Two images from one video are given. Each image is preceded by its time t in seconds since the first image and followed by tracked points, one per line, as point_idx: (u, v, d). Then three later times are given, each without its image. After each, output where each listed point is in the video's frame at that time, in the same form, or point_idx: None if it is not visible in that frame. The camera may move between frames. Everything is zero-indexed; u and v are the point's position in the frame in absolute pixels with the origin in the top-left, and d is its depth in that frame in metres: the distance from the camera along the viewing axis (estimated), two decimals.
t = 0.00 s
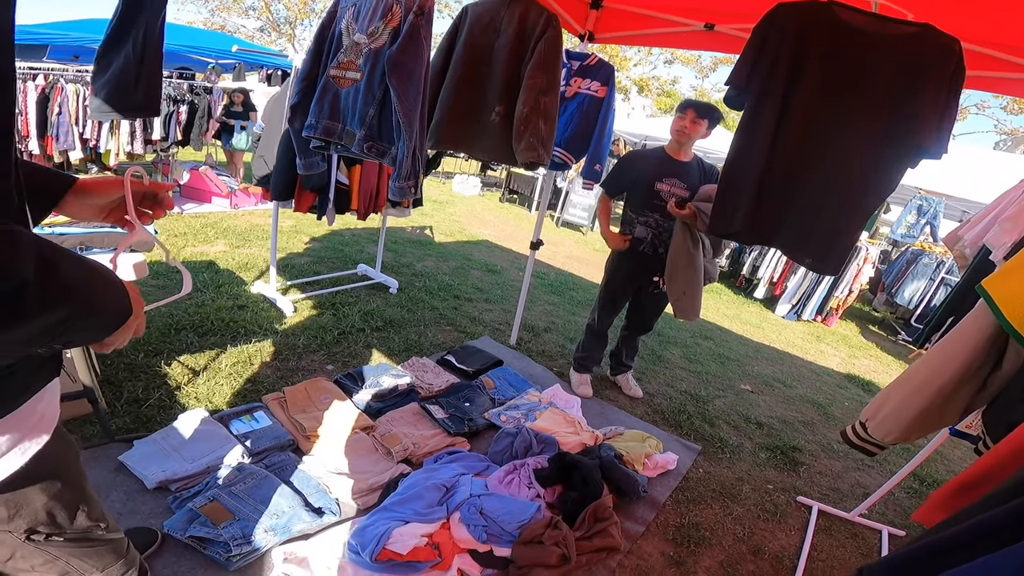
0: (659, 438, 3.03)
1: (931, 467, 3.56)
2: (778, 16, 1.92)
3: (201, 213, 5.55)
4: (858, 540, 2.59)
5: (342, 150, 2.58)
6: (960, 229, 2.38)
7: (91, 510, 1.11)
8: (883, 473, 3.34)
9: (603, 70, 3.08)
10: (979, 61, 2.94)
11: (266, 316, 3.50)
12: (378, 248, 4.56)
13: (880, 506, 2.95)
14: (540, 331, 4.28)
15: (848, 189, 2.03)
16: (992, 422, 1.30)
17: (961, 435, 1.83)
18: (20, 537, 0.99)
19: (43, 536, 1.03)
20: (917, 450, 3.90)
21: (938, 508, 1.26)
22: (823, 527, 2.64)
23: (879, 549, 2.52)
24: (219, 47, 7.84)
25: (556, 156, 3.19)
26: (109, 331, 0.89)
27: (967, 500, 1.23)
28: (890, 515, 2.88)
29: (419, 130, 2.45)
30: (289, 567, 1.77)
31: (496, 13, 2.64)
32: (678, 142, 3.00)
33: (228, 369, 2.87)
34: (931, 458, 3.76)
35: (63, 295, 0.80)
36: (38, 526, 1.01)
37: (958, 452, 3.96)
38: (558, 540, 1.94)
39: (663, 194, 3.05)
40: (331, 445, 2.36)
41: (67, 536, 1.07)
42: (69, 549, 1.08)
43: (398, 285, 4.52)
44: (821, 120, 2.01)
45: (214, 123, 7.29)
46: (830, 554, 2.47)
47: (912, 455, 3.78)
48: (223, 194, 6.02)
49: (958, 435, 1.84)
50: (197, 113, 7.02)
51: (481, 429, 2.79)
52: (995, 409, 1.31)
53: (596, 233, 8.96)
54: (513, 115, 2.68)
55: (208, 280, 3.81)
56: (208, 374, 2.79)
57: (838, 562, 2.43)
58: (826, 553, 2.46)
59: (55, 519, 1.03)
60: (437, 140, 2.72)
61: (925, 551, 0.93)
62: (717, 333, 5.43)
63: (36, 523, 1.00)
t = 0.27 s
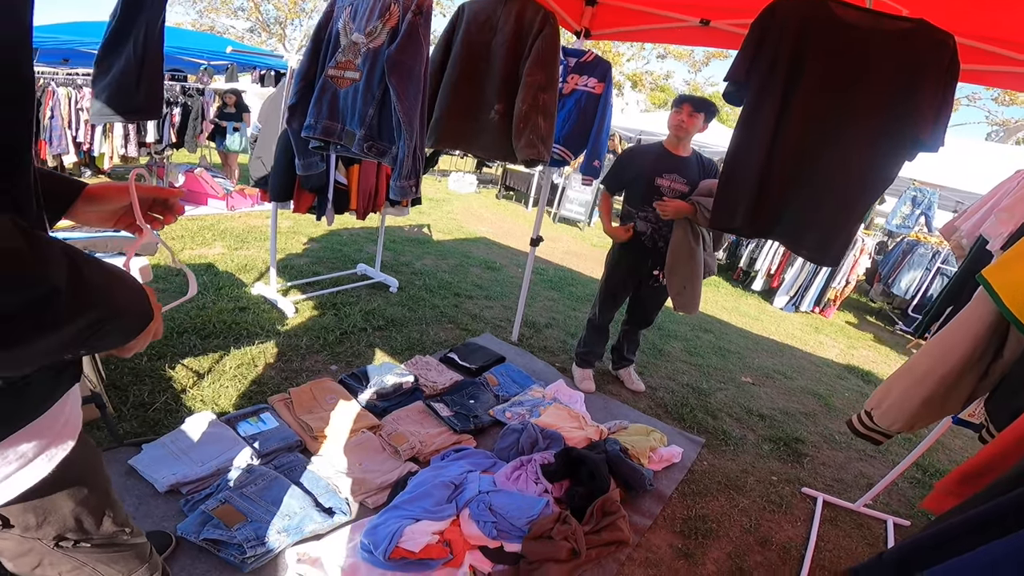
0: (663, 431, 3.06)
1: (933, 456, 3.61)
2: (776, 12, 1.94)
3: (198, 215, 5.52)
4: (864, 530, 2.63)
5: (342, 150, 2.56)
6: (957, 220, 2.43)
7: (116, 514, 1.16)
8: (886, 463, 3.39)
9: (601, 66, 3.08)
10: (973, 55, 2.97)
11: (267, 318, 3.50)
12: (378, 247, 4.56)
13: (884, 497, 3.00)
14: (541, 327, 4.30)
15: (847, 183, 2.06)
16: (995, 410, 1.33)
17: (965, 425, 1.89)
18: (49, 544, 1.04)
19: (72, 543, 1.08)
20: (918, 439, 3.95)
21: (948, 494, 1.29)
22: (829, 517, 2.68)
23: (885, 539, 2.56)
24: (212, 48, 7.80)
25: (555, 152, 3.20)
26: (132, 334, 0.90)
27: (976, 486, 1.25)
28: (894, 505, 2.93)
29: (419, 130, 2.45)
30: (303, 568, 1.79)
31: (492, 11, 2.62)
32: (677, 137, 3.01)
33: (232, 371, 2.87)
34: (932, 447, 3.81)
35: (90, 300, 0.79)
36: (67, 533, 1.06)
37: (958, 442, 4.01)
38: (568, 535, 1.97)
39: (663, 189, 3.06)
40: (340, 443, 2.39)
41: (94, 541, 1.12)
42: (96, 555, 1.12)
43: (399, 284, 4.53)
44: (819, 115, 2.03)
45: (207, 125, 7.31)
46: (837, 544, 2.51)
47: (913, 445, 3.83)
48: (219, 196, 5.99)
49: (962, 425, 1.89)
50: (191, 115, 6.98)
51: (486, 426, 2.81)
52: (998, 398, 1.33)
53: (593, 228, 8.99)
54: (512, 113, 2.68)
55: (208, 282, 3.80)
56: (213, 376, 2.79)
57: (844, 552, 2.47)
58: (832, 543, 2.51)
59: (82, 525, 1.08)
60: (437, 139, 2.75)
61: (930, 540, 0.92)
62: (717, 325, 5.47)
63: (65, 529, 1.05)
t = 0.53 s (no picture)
0: (666, 423, 3.10)
1: (932, 446, 3.68)
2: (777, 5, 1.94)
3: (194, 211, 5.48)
4: (866, 519, 2.69)
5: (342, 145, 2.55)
6: (954, 210, 2.46)
7: (140, 515, 1.17)
8: (885, 453, 3.46)
9: (599, 59, 3.07)
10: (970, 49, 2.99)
11: (268, 314, 3.49)
12: (378, 242, 4.54)
13: (885, 486, 3.05)
14: (542, 320, 4.32)
15: (847, 176, 2.08)
16: (998, 398, 1.36)
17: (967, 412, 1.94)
18: (76, 545, 1.06)
19: (98, 544, 1.09)
20: (917, 428, 4.02)
21: (959, 478, 1.32)
22: (831, 506, 2.74)
23: (887, 529, 2.62)
24: (205, 43, 7.72)
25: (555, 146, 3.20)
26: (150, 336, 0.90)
27: (986, 471, 1.28)
28: (895, 495, 2.99)
29: (421, 125, 2.43)
30: (315, 564, 1.82)
31: (491, 5, 2.60)
32: (675, 129, 3.01)
33: (235, 368, 2.87)
34: (931, 436, 3.88)
35: (118, 301, 0.78)
36: (93, 533, 1.07)
37: (956, 431, 4.08)
38: (575, 526, 2.00)
39: (662, 181, 3.07)
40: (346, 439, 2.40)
41: (120, 541, 1.13)
42: (120, 556, 1.14)
43: (399, 279, 4.52)
44: (819, 108, 2.04)
45: (201, 122, 7.37)
46: (840, 534, 2.56)
47: (912, 435, 3.90)
48: (215, 192, 5.94)
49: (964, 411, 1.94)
50: (186, 112, 7.08)
51: (490, 419, 2.84)
52: (1000, 384, 1.36)
53: (590, 221, 8.99)
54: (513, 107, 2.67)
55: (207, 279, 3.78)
56: (216, 374, 2.79)
57: (847, 541, 2.52)
58: (835, 532, 2.56)
59: (108, 525, 1.09)
60: (437, 135, 2.72)
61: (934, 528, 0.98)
62: (715, 316, 5.51)
63: (91, 530, 1.07)
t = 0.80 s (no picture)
0: (667, 423, 3.10)
1: (932, 448, 3.68)
2: (783, 7, 1.94)
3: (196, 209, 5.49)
4: (866, 520, 2.69)
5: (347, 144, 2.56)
6: (959, 212, 2.46)
7: (146, 513, 1.18)
8: (886, 454, 3.46)
9: (603, 59, 3.07)
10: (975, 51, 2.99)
11: (270, 312, 3.50)
12: (380, 241, 4.54)
13: (885, 487, 3.06)
14: (544, 320, 4.32)
15: (851, 177, 2.08)
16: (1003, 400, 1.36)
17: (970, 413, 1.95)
18: (83, 543, 1.08)
19: (104, 542, 1.10)
20: (917, 430, 4.02)
21: (959, 481, 1.31)
22: (832, 508, 2.74)
23: (888, 530, 2.62)
24: (208, 41, 7.72)
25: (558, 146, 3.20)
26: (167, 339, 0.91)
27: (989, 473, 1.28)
28: (895, 496, 2.99)
29: (426, 124, 2.44)
30: (317, 562, 1.83)
31: (495, 5, 2.60)
32: (678, 129, 3.01)
33: (237, 366, 2.88)
34: (931, 438, 3.88)
35: (137, 300, 0.80)
36: (99, 532, 1.09)
37: (956, 433, 4.09)
38: (576, 526, 2.00)
39: (666, 181, 3.07)
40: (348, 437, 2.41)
41: (126, 540, 1.14)
42: (124, 555, 1.15)
43: (400, 278, 4.52)
44: (824, 109, 2.04)
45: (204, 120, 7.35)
46: (841, 534, 2.56)
47: (912, 436, 3.90)
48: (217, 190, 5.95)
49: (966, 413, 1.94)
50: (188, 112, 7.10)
51: (492, 419, 2.84)
52: (1006, 387, 1.36)
53: (592, 220, 8.99)
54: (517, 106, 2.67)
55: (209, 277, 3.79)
56: (219, 372, 2.80)
57: (847, 541, 2.53)
58: (835, 533, 2.56)
59: (114, 524, 1.10)
60: (442, 132, 2.74)
61: (936, 529, 0.99)
62: (716, 317, 5.51)
63: (98, 529, 1.08)
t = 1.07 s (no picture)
0: (669, 432, 3.06)
1: (939, 459, 3.61)
2: (788, 14, 1.93)
3: (205, 214, 5.55)
4: (870, 531, 2.64)
5: (351, 150, 2.58)
6: (966, 222, 2.42)
7: (143, 512, 1.18)
8: (892, 465, 3.40)
9: (608, 67, 3.08)
10: (981, 57, 2.97)
11: (275, 316, 3.52)
12: (385, 247, 4.57)
13: (889, 498, 3.00)
14: (547, 327, 4.31)
15: (857, 185, 2.06)
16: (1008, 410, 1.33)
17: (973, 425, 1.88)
18: (79, 539, 1.08)
19: (100, 539, 1.11)
20: (925, 441, 3.94)
21: (964, 492, 1.28)
22: (835, 518, 2.69)
23: (892, 541, 2.56)
24: (220, 47, 7.85)
25: (563, 153, 3.21)
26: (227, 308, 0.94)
27: (992, 484, 1.25)
28: (900, 507, 2.93)
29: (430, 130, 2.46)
30: (311, 566, 1.81)
31: (501, 12, 2.63)
32: (682, 136, 3.00)
33: (240, 370, 2.89)
34: (939, 449, 3.81)
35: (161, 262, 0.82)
36: (96, 529, 1.09)
37: (964, 444, 4.01)
38: (575, 534, 1.98)
39: (672, 190, 3.06)
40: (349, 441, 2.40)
41: (123, 537, 1.15)
42: (120, 553, 1.15)
43: (405, 284, 4.54)
44: (829, 116, 2.03)
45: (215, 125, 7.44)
46: (843, 545, 2.51)
47: (919, 447, 3.83)
48: (226, 195, 6.03)
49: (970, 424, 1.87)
50: (198, 116, 7.06)
51: (493, 426, 2.82)
52: (1010, 399, 1.35)
53: (598, 229, 8.98)
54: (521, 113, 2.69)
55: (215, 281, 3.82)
56: (222, 375, 2.82)
57: (850, 552, 2.47)
58: (838, 544, 2.51)
59: (111, 521, 1.10)
60: (446, 138, 2.77)
61: (936, 540, 0.96)
62: (722, 326, 5.47)
63: (95, 526, 1.08)
